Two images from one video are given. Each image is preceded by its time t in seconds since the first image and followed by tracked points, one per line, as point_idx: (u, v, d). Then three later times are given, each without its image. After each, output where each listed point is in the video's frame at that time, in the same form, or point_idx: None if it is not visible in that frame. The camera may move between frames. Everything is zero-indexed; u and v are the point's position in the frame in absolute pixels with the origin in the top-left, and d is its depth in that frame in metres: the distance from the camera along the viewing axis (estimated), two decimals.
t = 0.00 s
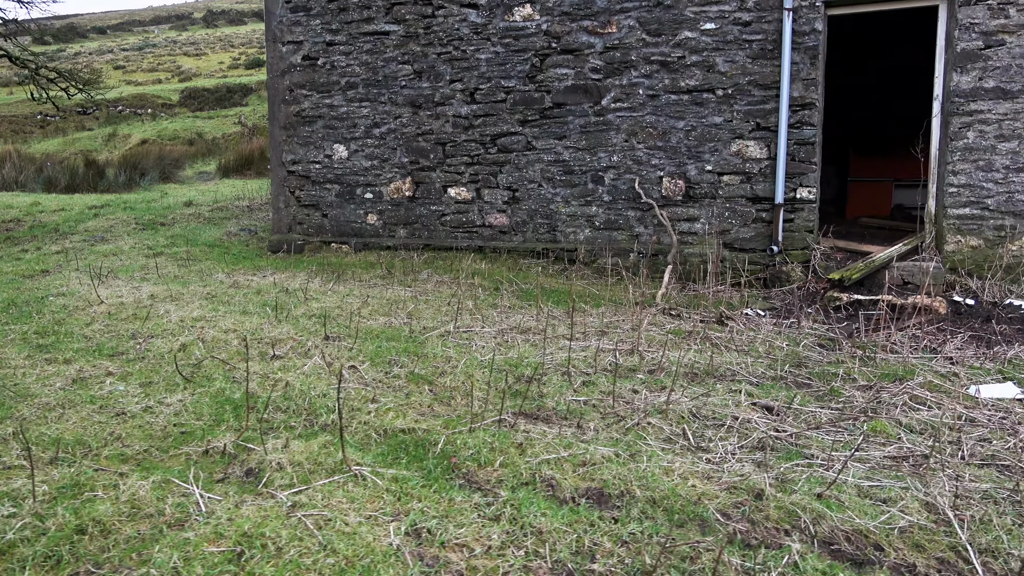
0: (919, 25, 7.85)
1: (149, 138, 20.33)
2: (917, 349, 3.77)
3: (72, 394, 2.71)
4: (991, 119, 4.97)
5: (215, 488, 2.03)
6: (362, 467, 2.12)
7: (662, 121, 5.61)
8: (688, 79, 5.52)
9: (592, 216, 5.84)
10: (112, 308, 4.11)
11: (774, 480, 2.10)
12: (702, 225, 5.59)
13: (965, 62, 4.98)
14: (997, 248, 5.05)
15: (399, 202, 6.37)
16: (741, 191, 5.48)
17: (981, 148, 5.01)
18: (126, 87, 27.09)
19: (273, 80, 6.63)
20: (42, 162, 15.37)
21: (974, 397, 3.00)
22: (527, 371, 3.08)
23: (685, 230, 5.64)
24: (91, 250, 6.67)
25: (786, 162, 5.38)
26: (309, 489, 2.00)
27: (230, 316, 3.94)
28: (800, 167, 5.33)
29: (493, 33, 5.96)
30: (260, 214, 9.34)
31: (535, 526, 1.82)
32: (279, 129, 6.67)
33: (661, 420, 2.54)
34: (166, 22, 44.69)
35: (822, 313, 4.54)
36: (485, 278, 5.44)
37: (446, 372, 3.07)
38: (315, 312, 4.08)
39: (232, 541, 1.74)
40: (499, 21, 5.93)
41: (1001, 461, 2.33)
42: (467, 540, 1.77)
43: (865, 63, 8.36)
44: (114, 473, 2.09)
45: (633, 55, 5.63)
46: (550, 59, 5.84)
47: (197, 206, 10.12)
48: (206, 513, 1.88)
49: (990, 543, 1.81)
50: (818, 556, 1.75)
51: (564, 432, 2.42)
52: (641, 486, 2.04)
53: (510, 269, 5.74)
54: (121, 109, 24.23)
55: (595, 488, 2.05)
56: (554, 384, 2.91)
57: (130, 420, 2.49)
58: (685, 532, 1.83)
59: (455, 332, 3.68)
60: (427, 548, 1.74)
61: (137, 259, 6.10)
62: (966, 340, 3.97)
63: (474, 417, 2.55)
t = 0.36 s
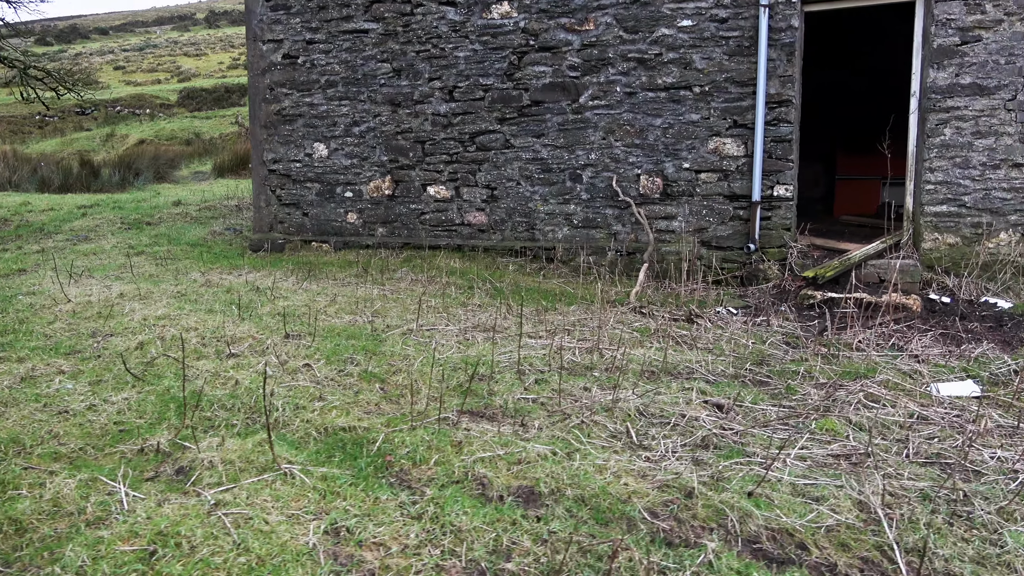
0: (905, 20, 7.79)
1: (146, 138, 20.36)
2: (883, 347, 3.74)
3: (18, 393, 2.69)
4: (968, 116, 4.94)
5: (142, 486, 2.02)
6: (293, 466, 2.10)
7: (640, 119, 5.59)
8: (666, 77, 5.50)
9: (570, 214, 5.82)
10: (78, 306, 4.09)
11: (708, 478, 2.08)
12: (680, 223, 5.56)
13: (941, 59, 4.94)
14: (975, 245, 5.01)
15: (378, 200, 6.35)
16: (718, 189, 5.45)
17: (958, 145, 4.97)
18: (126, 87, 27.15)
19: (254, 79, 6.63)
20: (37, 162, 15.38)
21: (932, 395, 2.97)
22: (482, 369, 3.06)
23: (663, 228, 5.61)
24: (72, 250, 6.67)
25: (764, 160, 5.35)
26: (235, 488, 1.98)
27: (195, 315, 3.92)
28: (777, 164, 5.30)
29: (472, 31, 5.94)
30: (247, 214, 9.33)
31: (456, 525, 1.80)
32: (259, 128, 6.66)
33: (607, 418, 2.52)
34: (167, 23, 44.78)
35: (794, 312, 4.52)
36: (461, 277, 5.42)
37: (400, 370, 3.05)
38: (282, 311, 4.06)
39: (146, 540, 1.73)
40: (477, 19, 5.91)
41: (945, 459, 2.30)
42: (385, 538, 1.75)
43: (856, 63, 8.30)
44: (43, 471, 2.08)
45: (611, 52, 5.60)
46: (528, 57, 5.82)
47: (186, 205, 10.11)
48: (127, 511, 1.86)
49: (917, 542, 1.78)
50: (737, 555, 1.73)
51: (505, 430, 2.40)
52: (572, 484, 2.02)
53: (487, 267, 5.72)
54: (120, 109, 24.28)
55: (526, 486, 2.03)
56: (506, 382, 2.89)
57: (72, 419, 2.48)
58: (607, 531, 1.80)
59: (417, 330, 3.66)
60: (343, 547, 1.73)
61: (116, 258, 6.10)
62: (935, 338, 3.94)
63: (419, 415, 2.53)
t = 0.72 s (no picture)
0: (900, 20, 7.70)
1: (148, 139, 20.43)
2: (860, 353, 3.70)
3: None
4: (954, 119, 4.89)
5: (82, 498, 1.99)
6: (237, 477, 2.09)
7: (624, 122, 5.56)
8: (650, 79, 5.47)
9: (555, 217, 5.79)
10: (54, 311, 4.09)
11: (656, 492, 2.05)
12: (665, 227, 5.52)
13: (927, 61, 4.89)
14: (961, 249, 4.96)
15: (365, 204, 6.33)
16: (703, 192, 5.42)
17: (943, 148, 4.92)
18: (129, 88, 27.26)
19: (241, 82, 6.63)
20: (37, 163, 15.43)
21: (902, 404, 2.93)
22: (448, 377, 3.04)
23: (648, 232, 5.58)
24: (60, 252, 6.68)
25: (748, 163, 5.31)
26: (175, 501, 1.96)
27: (169, 320, 3.92)
28: (761, 168, 5.26)
29: (457, 33, 5.92)
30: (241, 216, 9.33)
31: (390, 540, 1.78)
32: (247, 131, 6.66)
33: (564, 428, 2.49)
34: (173, 24, 44.96)
35: (775, 317, 4.48)
36: (444, 280, 5.40)
37: (364, 378, 3.03)
38: (257, 316, 4.05)
39: (75, 555, 1.71)
40: (463, 21, 5.89)
41: (903, 472, 2.26)
42: (317, 554, 1.73)
43: (848, 62, 8.20)
44: None
45: (596, 55, 5.58)
46: (513, 59, 5.79)
47: (181, 207, 10.12)
48: (61, 525, 1.84)
49: (860, 561, 1.75)
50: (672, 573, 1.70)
51: (459, 440, 2.38)
52: (516, 498, 2.00)
53: (471, 271, 5.69)
54: (123, 109, 24.36)
55: (471, 500, 2.00)
56: (468, 390, 2.86)
57: (24, 428, 2.47)
58: (543, 548, 1.78)
59: (388, 337, 3.64)
60: (274, 563, 1.71)
61: (102, 262, 6.10)
62: (915, 344, 3.90)
63: (374, 424, 2.51)
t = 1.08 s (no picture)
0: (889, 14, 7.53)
1: (149, 139, 20.45)
2: (833, 354, 3.62)
3: None
4: (938, 114, 4.78)
5: None
6: (159, 484, 2.02)
7: (605, 119, 5.47)
8: (631, 75, 5.38)
9: (536, 216, 5.71)
10: (17, 312, 4.04)
11: (591, 500, 1.97)
12: (647, 225, 5.44)
13: (911, 56, 4.79)
14: (946, 248, 4.86)
15: (346, 203, 6.27)
16: (685, 190, 5.33)
17: (928, 144, 4.82)
18: (132, 88, 27.31)
19: (223, 80, 6.58)
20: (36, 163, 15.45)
21: (868, 407, 2.84)
22: (402, 379, 2.97)
23: (629, 231, 5.49)
24: (42, 252, 6.64)
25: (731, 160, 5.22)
26: (90, 509, 1.90)
27: (132, 320, 3.86)
28: (743, 165, 5.17)
29: (438, 30, 5.85)
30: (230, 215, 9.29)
31: (301, 551, 1.71)
32: (229, 129, 6.61)
33: (509, 432, 2.42)
34: (178, 24, 45.07)
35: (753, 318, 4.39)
36: (421, 280, 5.33)
37: (317, 380, 2.97)
38: (222, 316, 3.99)
39: None
40: (443, 18, 5.82)
41: (855, 479, 2.18)
42: (224, 566, 1.67)
43: (842, 60, 8.00)
44: None
45: (576, 51, 5.49)
46: (494, 56, 5.72)
47: (173, 206, 10.08)
48: None
49: (791, 574, 1.67)
50: None
51: (398, 445, 2.30)
52: (444, 506, 1.93)
53: (450, 271, 5.62)
54: (125, 109, 24.40)
55: (397, 508, 1.93)
56: (419, 393, 2.79)
57: None
58: (462, 561, 1.71)
59: (350, 337, 3.57)
60: None
61: (81, 261, 6.06)
62: (891, 345, 3.81)
63: (315, 428, 2.44)
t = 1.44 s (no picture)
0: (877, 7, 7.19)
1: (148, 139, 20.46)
2: (804, 357, 3.55)
3: None
4: (920, 113, 4.71)
5: None
6: (86, 494, 1.98)
7: (586, 119, 5.42)
8: (611, 74, 5.33)
9: (517, 216, 5.66)
10: None
11: (524, 510, 1.92)
12: (627, 226, 5.38)
13: (892, 53, 4.72)
14: (928, 248, 4.78)
15: (327, 203, 6.23)
16: (665, 190, 5.27)
17: (910, 143, 4.74)
18: (133, 88, 27.35)
19: (205, 80, 6.54)
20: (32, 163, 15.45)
21: (830, 413, 2.78)
22: (358, 383, 2.92)
23: (609, 231, 5.43)
24: (23, 253, 6.61)
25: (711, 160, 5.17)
26: (10, 520, 1.86)
27: (97, 322, 3.82)
28: (724, 165, 5.11)
29: (418, 29, 5.80)
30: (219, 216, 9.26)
31: (216, 566, 1.67)
32: (211, 130, 6.57)
33: (455, 439, 2.37)
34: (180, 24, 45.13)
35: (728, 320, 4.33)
36: (399, 281, 5.28)
37: (271, 385, 2.92)
38: (188, 318, 3.95)
39: None
40: (423, 17, 5.77)
41: (802, 488, 2.12)
42: None
43: (835, 60, 7.64)
44: None
45: (556, 50, 5.44)
46: (474, 55, 5.67)
47: (163, 207, 10.06)
48: None
49: None
50: None
51: (339, 452, 2.26)
52: (373, 517, 1.88)
53: (429, 272, 5.57)
54: (125, 109, 24.43)
55: (325, 519, 1.89)
56: (371, 398, 2.75)
57: None
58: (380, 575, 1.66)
59: (313, 340, 3.53)
60: None
61: (60, 262, 6.03)
62: (865, 348, 3.74)
63: (258, 435, 2.40)
